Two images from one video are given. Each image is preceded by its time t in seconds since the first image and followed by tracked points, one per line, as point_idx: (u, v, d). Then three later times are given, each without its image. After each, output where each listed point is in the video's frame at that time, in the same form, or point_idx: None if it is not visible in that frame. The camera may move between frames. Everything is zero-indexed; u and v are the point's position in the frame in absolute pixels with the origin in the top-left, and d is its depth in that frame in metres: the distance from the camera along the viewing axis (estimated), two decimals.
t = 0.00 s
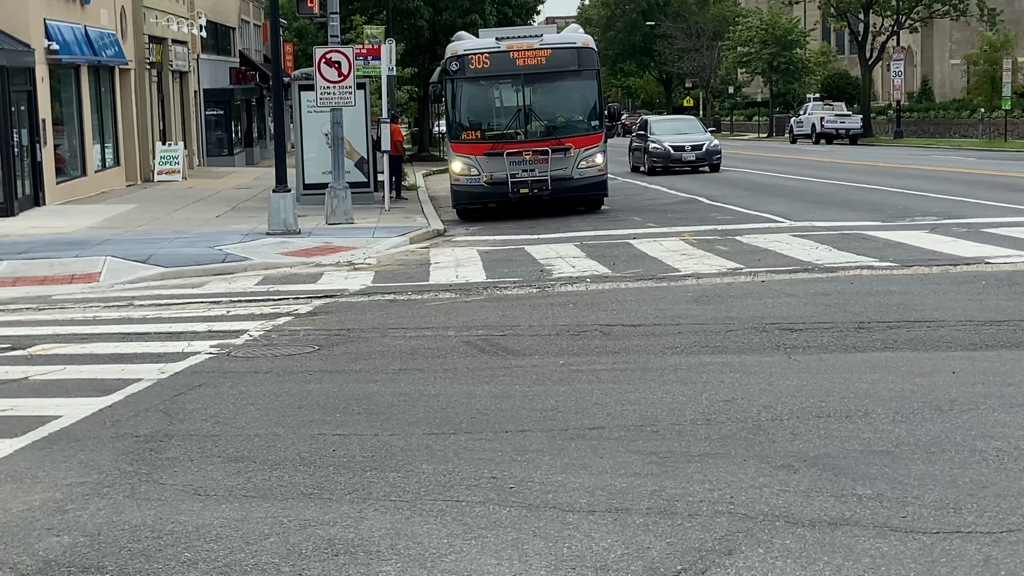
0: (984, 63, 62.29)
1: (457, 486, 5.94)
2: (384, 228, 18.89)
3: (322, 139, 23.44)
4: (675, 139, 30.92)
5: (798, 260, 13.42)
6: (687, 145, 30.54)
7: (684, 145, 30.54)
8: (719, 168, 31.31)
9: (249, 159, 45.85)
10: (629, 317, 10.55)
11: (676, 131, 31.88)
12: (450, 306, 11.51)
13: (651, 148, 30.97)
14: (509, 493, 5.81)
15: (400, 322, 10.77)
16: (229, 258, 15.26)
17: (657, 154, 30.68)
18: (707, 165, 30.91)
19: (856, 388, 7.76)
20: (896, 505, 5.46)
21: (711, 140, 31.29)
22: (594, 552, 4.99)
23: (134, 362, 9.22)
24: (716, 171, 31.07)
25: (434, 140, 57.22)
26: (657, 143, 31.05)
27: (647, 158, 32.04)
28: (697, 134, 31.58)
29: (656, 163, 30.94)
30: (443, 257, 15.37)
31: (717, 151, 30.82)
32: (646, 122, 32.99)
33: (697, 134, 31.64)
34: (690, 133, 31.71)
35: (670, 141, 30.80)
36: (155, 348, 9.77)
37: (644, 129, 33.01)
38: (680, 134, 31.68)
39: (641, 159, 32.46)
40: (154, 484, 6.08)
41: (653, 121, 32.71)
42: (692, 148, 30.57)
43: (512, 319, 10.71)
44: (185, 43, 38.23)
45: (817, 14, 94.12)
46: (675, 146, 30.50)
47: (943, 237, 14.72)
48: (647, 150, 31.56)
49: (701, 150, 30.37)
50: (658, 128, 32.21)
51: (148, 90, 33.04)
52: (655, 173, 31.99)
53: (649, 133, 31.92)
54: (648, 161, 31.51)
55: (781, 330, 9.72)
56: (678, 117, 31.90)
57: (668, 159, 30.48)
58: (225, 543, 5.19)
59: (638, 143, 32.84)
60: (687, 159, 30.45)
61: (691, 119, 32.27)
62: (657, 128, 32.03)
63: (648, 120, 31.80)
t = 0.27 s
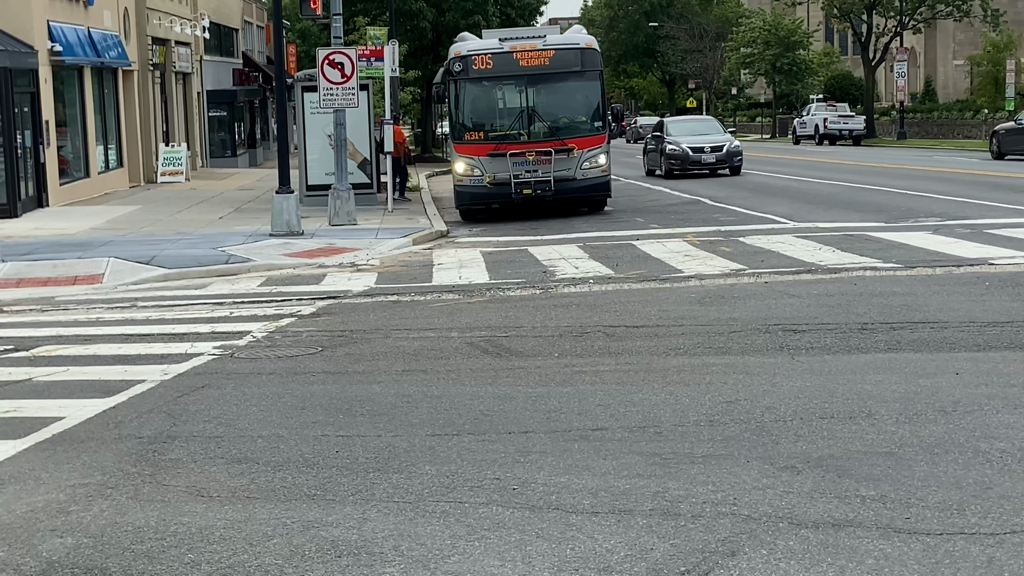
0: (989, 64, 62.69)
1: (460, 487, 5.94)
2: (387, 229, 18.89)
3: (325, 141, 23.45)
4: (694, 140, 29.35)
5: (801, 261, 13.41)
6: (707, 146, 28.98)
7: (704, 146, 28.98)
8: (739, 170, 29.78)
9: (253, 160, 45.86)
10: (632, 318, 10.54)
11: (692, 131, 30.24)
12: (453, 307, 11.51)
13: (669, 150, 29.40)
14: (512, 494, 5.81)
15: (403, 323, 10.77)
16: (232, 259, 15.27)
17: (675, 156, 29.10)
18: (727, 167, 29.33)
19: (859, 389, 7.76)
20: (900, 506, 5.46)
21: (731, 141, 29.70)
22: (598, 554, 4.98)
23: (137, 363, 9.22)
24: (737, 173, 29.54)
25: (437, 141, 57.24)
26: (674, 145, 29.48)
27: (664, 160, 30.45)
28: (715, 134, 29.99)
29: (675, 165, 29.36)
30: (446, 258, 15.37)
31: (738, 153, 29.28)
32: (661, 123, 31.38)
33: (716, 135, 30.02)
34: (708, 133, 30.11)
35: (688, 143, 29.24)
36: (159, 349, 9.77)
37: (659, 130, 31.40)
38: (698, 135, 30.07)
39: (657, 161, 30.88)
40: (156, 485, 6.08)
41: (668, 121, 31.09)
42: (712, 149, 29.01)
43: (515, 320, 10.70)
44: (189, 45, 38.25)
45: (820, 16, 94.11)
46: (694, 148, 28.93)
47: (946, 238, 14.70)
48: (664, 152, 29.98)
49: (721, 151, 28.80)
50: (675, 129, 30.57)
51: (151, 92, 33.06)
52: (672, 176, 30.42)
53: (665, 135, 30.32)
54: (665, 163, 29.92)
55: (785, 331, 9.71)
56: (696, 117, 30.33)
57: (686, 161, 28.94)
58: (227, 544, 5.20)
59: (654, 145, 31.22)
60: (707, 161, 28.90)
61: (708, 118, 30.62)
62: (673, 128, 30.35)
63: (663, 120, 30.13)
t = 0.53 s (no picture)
0: (989, 66, 63.17)
1: (462, 487, 5.97)
2: (388, 230, 18.91)
3: (327, 142, 23.48)
4: (712, 142, 27.52)
5: (802, 261, 13.42)
6: (727, 148, 27.15)
7: (723, 149, 27.17)
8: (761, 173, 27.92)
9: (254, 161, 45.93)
10: (633, 319, 10.56)
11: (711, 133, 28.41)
12: (454, 308, 11.54)
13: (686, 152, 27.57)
14: (514, 494, 5.83)
15: (405, 324, 10.80)
16: (234, 260, 15.30)
17: (693, 159, 27.30)
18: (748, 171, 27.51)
19: (860, 390, 7.78)
20: (900, 506, 5.48)
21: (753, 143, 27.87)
22: (599, 553, 5.01)
23: (139, 364, 9.25)
24: (758, 176, 27.74)
25: (438, 142, 57.27)
26: (691, 147, 27.66)
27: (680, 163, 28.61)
28: (735, 136, 28.18)
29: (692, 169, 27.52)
30: (448, 259, 15.40)
31: (760, 155, 27.49)
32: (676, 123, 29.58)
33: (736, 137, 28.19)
34: (727, 134, 28.25)
35: (707, 144, 27.43)
36: (161, 350, 9.80)
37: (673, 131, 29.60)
38: (717, 136, 28.22)
39: (672, 164, 29.01)
40: (159, 486, 6.10)
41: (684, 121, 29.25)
42: (732, 152, 27.18)
43: (517, 321, 10.73)
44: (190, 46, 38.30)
45: (820, 18, 94.25)
46: (713, 150, 27.12)
47: (947, 238, 14.71)
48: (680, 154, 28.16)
49: (742, 154, 27.01)
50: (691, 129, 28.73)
51: (153, 93, 33.11)
52: (689, 179, 28.59)
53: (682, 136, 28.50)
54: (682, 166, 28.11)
55: (785, 332, 9.73)
56: (715, 117, 28.52)
57: (705, 165, 27.12)
58: (229, 544, 5.22)
59: (668, 147, 29.41)
60: (727, 164, 27.08)
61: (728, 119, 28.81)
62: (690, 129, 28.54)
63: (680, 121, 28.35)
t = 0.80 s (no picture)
0: (987, 66, 62.98)
1: (460, 487, 5.99)
2: (388, 230, 18.94)
3: (327, 142, 23.52)
4: (733, 144, 25.80)
5: (801, 262, 13.45)
6: (748, 151, 25.46)
7: (744, 152, 25.45)
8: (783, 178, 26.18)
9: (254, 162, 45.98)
10: (632, 319, 10.59)
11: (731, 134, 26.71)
12: (454, 308, 11.57)
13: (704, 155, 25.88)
14: (513, 494, 5.86)
15: (404, 324, 10.83)
16: (234, 260, 15.34)
17: (712, 162, 25.60)
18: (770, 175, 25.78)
19: (858, 390, 7.81)
20: (898, 506, 5.51)
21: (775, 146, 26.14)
22: (598, 553, 5.04)
23: (140, 364, 9.28)
24: (780, 180, 26.07)
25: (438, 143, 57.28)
26: (710, 150, 25.96)
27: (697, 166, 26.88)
28: (756, 137, 26.47)
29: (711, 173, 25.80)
30: (448, 260, 15.43)
31: (783, 157, 25.78)
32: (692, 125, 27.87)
33: (757, 138, 26.48)
34: (747, 136, 26.52)
35: (727, 146, 25.72)
36: (161, 350, 9.83)
37: (689, 133, 27.92)
38: (736, 138, 26.49)
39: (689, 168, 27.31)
40: (159, 485, 6.13)
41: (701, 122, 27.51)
42: (754, 154, 25.47)
43: (516, 321, 10.76)
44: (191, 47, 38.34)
45: (819, 18, 94.31)
46: (733, 153, 25.41)
47: (946, 239, 14.73)
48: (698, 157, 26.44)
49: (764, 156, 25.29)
50: (709, 131, 26.98)
51: (153, 94, 33.15)
52: (706, 184, 26.86)
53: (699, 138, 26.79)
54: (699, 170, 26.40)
55: (784, 332, 9.76)
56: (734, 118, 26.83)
57: (724, 168, 25.43)
58: (228, 544, 5.25)
59: (685, 149, 27.70)
60: (748, 168, 25.37)
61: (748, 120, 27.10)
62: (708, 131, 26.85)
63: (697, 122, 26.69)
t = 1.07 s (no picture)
0: (983, 67, 62.77)
1: (458, 486, 6.05)
2: (387, 231, 19.00)
3: (326, 143, 23.58)
4: (754, 146, 24.33)
5: (797, 262, 13.51)
6: (770, 153, 24.00)
7: (767, 154, 24.01)
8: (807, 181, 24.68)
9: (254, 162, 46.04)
10: (629, 318, 10.64)
11: (751, 135, 25.27)
12: (452, 308, 11.62)
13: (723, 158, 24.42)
14: (511, 493, 5.91)
15: (402, 323, 10.90)
16: (233, 260, 15.40)
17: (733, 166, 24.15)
18: (794, 178, 24.30)
19: (854, 389, 7.86)
20: (893, 505, 5.56)
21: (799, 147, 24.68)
22: (594, 551, 5.09)
23: (139, 363, 9.33)
24: (804, 184, 24.56)
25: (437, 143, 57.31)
26: (729, 153, 24.52)
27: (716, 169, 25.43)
28: (777, 139, 25.02)
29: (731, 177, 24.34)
30: (446, 259, 15.48)
31: (807, 160, 24.29)
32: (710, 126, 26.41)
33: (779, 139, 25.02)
34: (770, 138, 25.05)
35: (748, 149, 24.28)
36: (161, 349, 9.89)
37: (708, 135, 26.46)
38: (758, 140, 25.01)
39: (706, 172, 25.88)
40: (158, 484, 6.19)
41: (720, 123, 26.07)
42: (777, 157, 24.02)
43: (514, 320, 10.81)
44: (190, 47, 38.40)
45: (817, 19, 94.36)
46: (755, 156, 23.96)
47: (943, 239, 14.78)
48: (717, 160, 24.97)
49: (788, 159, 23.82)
50: (728, 132, 25.51)
51: (153, 95, 33.20)
52: (726, 188, 25.37)
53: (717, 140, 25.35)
54: (719, 174, 24.93)
55: (780, 332, 9.81)
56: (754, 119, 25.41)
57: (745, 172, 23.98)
58: (228, 542, 5.30)
59: (702, 153, 26.24)
60: (771, 172, 23.89)
61: (769, 121, 25.66)
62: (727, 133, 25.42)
63: (715, 123, 25.26)
